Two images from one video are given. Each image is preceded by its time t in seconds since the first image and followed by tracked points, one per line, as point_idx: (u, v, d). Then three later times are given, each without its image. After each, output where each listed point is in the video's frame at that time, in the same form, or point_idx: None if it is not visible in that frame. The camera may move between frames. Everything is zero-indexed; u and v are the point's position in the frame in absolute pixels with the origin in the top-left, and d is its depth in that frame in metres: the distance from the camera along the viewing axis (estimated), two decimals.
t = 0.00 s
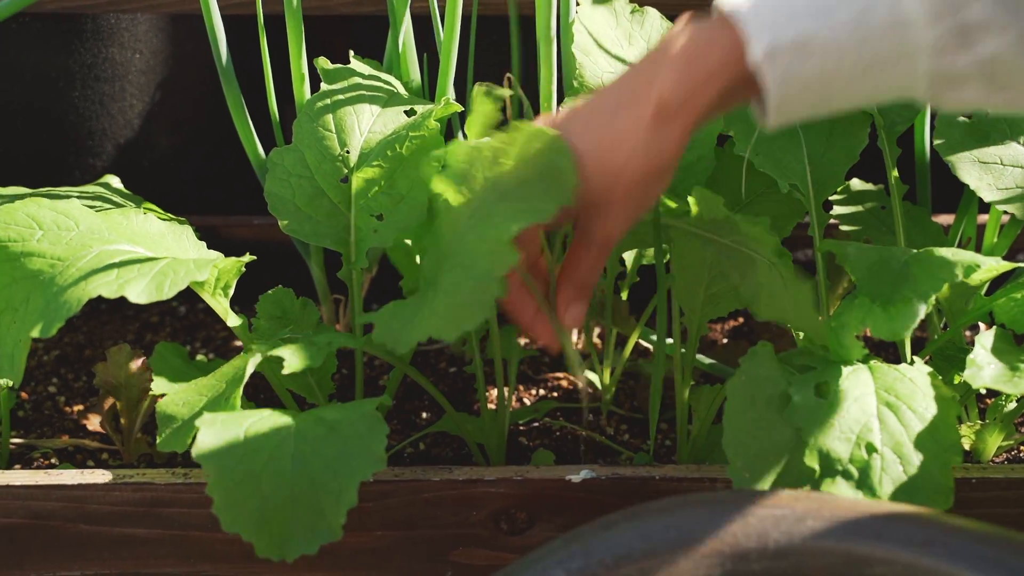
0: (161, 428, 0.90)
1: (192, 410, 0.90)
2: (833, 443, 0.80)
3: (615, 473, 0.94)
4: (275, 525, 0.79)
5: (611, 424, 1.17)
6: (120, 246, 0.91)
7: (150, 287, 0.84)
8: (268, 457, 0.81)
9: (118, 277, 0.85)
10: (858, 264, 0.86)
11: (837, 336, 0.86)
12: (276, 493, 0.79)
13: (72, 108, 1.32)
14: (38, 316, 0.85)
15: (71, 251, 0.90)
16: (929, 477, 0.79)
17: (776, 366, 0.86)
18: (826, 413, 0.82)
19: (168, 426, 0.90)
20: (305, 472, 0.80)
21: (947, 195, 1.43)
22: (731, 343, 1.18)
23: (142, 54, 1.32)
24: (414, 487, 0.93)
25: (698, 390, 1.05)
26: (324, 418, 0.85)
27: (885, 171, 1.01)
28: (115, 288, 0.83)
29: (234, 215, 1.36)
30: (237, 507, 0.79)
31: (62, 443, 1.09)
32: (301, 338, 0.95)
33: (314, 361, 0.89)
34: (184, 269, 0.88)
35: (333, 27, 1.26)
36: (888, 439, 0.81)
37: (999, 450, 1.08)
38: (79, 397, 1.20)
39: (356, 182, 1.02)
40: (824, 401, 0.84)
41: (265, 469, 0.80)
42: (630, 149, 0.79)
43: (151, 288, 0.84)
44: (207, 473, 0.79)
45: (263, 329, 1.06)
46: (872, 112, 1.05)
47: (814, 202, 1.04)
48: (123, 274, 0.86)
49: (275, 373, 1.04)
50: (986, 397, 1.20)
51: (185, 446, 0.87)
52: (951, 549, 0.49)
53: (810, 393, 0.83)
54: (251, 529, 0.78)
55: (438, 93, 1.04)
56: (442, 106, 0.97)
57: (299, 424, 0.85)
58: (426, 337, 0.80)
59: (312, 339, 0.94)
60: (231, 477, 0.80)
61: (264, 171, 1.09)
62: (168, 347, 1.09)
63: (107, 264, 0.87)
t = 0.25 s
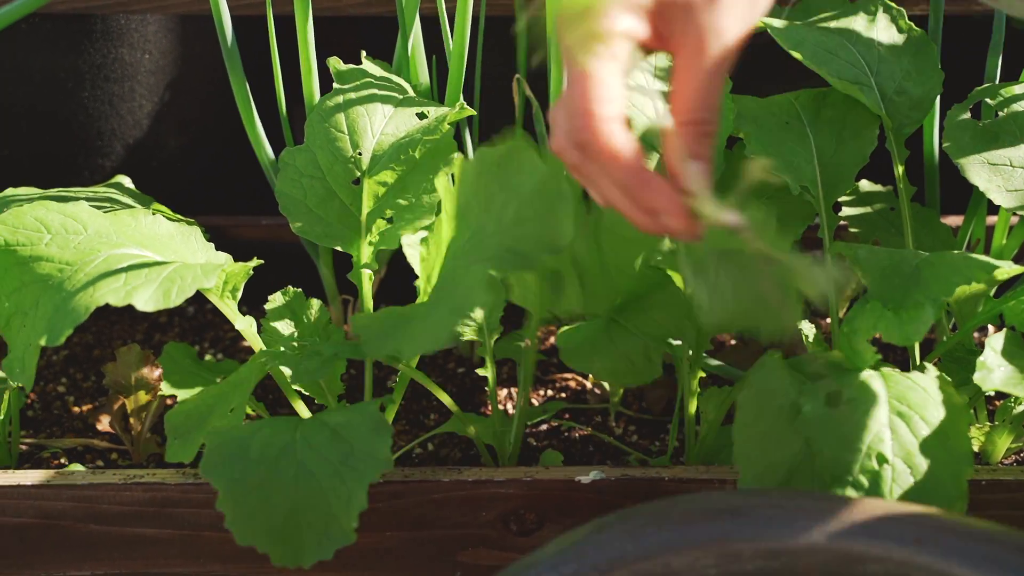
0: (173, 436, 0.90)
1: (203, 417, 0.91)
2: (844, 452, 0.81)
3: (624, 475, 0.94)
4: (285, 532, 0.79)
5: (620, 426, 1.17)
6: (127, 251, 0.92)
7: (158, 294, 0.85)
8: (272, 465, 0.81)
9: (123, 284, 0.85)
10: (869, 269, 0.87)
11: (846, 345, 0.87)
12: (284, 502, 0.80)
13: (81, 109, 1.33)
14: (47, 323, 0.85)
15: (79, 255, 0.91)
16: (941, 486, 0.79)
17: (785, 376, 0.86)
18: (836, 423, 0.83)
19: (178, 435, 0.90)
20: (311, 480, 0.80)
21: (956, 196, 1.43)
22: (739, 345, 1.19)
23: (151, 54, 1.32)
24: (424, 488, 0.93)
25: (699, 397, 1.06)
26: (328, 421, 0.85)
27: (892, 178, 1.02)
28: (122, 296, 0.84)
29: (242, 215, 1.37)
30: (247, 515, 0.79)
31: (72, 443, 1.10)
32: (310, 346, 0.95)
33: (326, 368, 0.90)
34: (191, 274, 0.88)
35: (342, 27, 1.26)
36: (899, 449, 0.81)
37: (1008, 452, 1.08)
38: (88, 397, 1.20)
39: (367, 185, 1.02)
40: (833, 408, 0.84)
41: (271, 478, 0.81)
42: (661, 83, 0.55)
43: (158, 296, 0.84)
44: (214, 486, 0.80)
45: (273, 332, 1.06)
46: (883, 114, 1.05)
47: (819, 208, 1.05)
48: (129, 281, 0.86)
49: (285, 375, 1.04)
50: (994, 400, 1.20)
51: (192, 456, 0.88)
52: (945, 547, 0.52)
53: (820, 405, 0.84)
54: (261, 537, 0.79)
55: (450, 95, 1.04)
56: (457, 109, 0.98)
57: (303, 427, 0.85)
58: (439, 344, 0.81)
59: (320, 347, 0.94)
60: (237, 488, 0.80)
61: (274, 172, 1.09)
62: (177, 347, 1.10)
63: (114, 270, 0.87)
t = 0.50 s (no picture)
0: (176, 426, 0.90)
1: (208, 410, 0.91)
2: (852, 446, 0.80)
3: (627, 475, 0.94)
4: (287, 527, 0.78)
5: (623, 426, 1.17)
6: (133, 247, 0.92)
7: (163, 288, 0.84)
8: (280, 460, 0.81)
9: (130, 278, 0.85)
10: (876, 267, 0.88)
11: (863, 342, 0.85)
12: (289, 497, 0.79)
13: (84, 108, 1.32)
14: (53, 315, 0.85)
15: (84, 251, 0.91)
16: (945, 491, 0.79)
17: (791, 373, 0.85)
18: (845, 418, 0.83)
19: (184, 425, 0.90)
20: (318, 478, 0.81)
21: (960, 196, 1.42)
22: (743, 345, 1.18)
23: (154, 54, 1.32)
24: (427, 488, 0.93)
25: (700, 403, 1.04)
26: (336, 425, 0.86)
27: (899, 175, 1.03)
28: (128, 289, 0.83)
29: (245, 214, 1.37)
30: (251, 505, 0.78)
31: (75, 442, 1.10)
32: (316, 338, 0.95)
33: (331, 359, 0.89)
34: (196, 270, 0.88)
35: (345, 27, 1.26)
36: (908, 444, 0.81)
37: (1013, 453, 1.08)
38: (91, 397, 1.20)
39: (369, 182, 1.02)
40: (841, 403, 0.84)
41: (277, 472, 0.81)
42: (734, 406, 0.43)
43: (164, 290, 0.84)
44: (220, 472, 0.79)
45: (276, 331, 1.05)
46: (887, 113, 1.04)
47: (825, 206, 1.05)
48: (135, 275, 0.86)
49: (289, 373, 1.04)
50: (999, 401, 1.19)
51: (198, 446, 0.88)
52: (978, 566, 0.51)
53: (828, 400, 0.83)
54: (263, 529, 0.78)
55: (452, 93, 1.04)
56: (457, 107, 0.96)
57: (311, 429, 0.85)
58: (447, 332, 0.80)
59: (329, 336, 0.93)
60: (244, 477, 0.80)
61: (277, 171, 1.09)
62: (178, 347, 1.10)
63: (120, 265, 0.87)
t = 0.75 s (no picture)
0: (168, 432, 0.90)
1: (199, 414, 0.91)
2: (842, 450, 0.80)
3: (620, 476, 0.93)
4: (276, 533, 0.79)
5: (618, 426, 1.17)
6: (125, 247, 0.91)
7: (156, 287, 0.84)
8: (269, 464, 0.81)
9: (123, 276, 0.85)
10: (870, 267, 0.86)
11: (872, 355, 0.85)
12: (279, 502, 0.79)
13: (79, 107, 1.32)
14: (44, 314, 0.85)
15: (76, 251, 0.90)
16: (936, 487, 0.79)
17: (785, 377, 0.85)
18: (835, 421, 0.82)
19: (176, 429, 0.90)
20: (307, 481, 0.81)
21: (957, 196, 1.42)
22: (738, 346, 1.18)
23: (149, 54, 1.31)
24: (420, 488, 0.93)
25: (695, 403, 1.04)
26: (325, 427, 0.85)
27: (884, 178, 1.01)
28: (121, 288, 0.83)
29: (240, 214, 1.36)
30: (240, 511, 0.79)
31: (68, 442, 1.10)
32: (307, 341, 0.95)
33: (322, 364, 0.89)
34: (189, 269, 0.87)
35: (339, 25, 1.25)
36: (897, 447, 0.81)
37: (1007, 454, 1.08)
38: (85, 397, 1.20)
39: (362, 183, 1.02)
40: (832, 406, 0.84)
41: (265, 476, 0.80)
42: None
43: (157, 288, 0.83)
44: (209, 479, 0.79)
45: (269, 331, 1.05)
46: (884, 114, 1.04)
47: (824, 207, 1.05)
48: (128, 273, 0.85)
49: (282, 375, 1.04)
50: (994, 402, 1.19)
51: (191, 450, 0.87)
52: None
53: (819, 401, 0.83)
54: (253, 535, 0.78)
55: (446, 93, 1.04)
56: (452, 107, 0.97)
57: (300, 431, 0.85)
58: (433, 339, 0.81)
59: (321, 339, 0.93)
60: (232, 482, 0.79)
61: (271, 170, 1.09)
62: (173, 347, 1.10)
63: (112, 265, 0.87)
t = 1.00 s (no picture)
0: (161, 431, 0.89)
1: (193, 413, 0.90)
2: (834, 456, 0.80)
3: (614, 479, 0.93)
4: (274, 530, 0.78)
5: (613, 429, 1.16)
6: (118, 248, 0.91)
7: (149, 289, 0.83)
8: (265, 462, 0.81)
9: (115, 278, 0.84)
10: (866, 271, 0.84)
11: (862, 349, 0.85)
12: (276, 499, 0.79)
13: (73, 109, 1.32)
14: (37, 315, 0.84)
15: (69, 252, 0.90)
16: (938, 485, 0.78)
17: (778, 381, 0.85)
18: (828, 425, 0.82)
19: (168, 429, 0.89)
20: (304, 479, 0.80)
21: (954, 198, 1.42)
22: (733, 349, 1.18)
23: (144, 54, 1.32)
24: (413, 491, 0.92)
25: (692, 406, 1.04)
26: (320, 425, 0.85)
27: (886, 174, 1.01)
28: (113, 290, 0.83)
29: (235, 215, 1.36)
30: (237, 510, 0.78)
31: (62, 445, 1.09)
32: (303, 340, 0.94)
33: (316, 362, 0.88)
34: (183, 270, 0.87)
35: (334, 25, 1.25)
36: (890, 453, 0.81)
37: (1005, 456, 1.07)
38: (79, 399, 1.20)
39: (355, 185, 1.01)
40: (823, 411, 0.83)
41: (262, 475, 0.80)
42: None
43: (149, 290, 0.83)
44: (204, 478, 0.79)
45: (264, 333, 1.05)
46: (879, 115, 1.03)
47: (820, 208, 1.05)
48: (120, 276, 0.85)
49: (276, 377, 1.04)
50: (992, 405, 1.19)
51: (183, 450, 0.87)
52: None
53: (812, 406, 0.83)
54: (250, 533, 0.77)
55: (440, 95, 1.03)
56: (445, 108, 0.96)
57: (295, 430, 0.85)
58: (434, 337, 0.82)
59: (315, 340, 0.93)
60: (228, 482, 0.79)
61: (265, 172, 1.08)
62: (168, 349, 1.09)
63: (104, 267, 0.87)
